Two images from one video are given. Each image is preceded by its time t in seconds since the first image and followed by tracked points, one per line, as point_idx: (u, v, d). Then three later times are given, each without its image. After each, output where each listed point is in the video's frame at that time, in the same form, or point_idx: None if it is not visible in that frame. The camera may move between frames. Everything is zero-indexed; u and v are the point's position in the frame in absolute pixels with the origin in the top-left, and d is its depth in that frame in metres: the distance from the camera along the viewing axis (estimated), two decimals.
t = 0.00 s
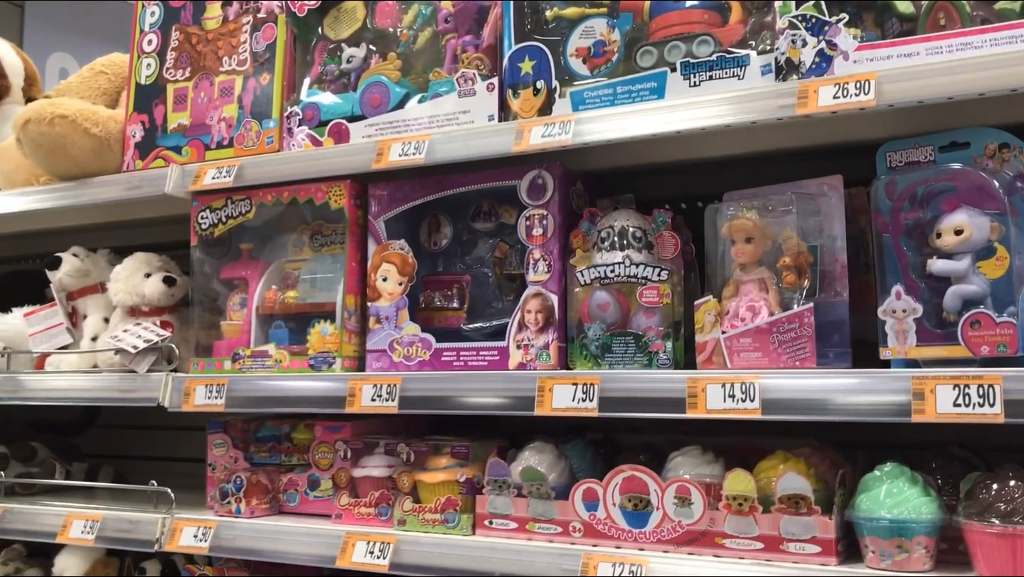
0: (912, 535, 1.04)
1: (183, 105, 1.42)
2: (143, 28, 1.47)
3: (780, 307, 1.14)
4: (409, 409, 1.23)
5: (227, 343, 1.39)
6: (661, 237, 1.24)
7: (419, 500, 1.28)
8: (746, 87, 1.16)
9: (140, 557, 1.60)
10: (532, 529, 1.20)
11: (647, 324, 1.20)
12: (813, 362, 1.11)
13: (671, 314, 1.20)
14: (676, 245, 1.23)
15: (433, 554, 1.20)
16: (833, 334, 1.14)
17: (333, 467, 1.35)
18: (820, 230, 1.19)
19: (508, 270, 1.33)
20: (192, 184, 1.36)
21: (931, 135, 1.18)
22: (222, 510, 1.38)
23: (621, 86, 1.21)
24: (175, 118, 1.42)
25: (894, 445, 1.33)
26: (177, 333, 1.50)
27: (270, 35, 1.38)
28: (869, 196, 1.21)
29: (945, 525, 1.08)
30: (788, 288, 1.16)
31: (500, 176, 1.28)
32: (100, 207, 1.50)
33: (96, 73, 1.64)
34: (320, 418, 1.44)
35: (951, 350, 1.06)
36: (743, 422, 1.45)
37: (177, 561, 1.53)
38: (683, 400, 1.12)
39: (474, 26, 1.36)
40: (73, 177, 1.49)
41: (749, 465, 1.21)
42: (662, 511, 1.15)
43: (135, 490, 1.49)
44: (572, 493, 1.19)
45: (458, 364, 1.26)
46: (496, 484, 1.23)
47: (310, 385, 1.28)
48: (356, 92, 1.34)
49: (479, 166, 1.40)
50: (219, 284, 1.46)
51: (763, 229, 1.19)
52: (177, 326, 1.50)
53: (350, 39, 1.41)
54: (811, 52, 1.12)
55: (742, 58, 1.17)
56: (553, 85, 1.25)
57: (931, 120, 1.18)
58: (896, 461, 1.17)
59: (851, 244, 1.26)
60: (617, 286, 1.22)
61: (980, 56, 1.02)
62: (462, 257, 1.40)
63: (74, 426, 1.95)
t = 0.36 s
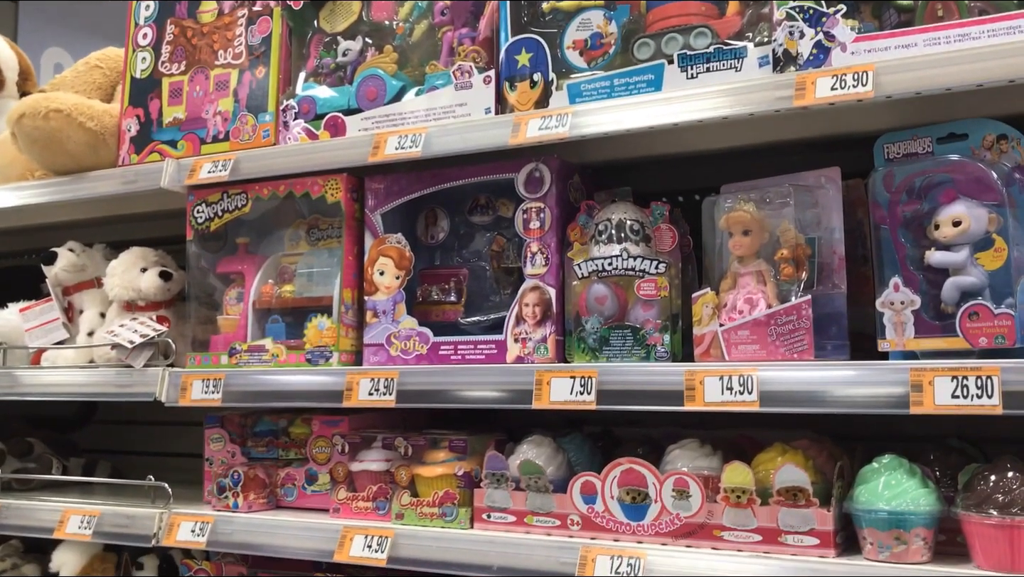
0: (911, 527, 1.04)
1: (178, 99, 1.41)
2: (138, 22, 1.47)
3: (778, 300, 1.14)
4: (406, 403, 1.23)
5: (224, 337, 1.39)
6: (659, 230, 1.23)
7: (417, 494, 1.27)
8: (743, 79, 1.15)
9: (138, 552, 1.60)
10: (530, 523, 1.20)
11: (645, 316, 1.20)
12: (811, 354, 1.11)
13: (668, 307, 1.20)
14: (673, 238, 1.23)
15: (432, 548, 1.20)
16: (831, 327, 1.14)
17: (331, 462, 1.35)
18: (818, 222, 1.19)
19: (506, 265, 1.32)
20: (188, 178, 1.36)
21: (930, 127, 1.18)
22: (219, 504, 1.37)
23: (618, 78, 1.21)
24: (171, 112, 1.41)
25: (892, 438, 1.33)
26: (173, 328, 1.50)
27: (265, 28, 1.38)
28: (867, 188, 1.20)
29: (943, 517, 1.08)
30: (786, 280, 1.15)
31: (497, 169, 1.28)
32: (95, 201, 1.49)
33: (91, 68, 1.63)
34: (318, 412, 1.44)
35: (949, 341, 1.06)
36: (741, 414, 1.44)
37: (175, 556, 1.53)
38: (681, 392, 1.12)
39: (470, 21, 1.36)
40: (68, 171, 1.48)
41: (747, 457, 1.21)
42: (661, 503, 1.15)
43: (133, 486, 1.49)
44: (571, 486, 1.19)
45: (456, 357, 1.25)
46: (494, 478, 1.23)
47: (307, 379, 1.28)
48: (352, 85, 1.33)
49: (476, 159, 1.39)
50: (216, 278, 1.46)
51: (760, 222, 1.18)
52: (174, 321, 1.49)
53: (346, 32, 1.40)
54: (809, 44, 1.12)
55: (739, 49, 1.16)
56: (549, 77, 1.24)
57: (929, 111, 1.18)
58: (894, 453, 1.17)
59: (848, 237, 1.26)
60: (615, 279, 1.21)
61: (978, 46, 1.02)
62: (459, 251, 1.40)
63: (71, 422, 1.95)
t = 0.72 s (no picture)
0: (905, 520, 1.04)
1: (172, 95, 1.41)
2: (131, 17, 1.46)
3: (772, 294, 1.14)
4: (401, 398, 1.23)
5: (218, 333, 1.39)
6: (653, 225, 1.24)
7: (412, 490, 1.27)
8: (737, 74, 1.15)
9: (133, 549, 1.59)
10: (525, 517, 1.21)
11: (639, 311, 1.20)
12: (805, 349, 1.11)
13: (663, 301, 1.20)
14: (668, 232, 1.22)
15: (426, 543, 1.21)
16: (825, 321, 1.15)
17: (325, 457, 1.35)
18: (812, 217, 1.19)
19: (501, 260, 1.33)
20: (181, 174, 1.35)
21: (923, 121, 1.18)
22: (214, 501, 1.37)
23: (612, 73, 1.21)
24: (164, 108, 1.41)
25: (887, 431, 1.33)
26: (167, 324, 1.49)
27: (259, 24, 1.37)
28: (861, 183, 1.21)
29: (937, 510, 1.08)
30: (780, 275, 1.15)
31: (491, 164, 1.28)
32: (89, 197, 1.49)
33: (84, 63, 1.63)
34: (313, 408, 1.44)
35: (943, 336, 1.06)
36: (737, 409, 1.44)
37: (170, 552, 1.53)
38: (675, 387, 1.12)
39: (464, 16, 1.36)
40: (61, 167, 1.48)
41: (741, 452, 1.21)
42: (655, 498, 1.15)
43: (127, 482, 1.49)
44: (565, 481, 1.19)
45: (450, 353, 1.25)
46: (489, 473, 1.23)
47: (301, 375, 1.28)
48: (346, 80, 1.33)
49: (471, 155, 1.39)
50: (210, 274, 1.46)
51: (754, 216, 1.18)
52: (169, 317, 1.49)
53: (340, 26, 1.39)
54: (803, 38, 1.12)
55: (733, 44, 1.17)
56: (544, 72, 1.25)
57: (922, 106, 1.18)
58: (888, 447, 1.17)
59: (842, 232, 1.26)
60: (609, 274, 1.22)
61: (974, 41, 1.01)
62: (454, 246, 1.40)
63: (65, 419, 1.95)
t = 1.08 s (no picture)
0: (893, 514, 1.05)
1: (161, 90, 1.40)
2: (120, 13, 1.46)
3: (762, 289, 1.15)
4: (391, 394, 1.23)
5: (208, 329, 1.39)
6: (644, 220, 1.24)
7: (403, 485, 1.27)
8: (726, 69, 1.16)
9: (123, 545, 1.59)
10: (515, 512, 1.21)
11: (629, 306, 1.20)
12: (795, 343, 1.11)
13: (653, 297, 1.20)
14: (658, 227, 1.23)
15: (417, 539, 1.21)
16: (814, 316, 1.15)
17: (316, 453, 1.34)
18: (801, 212, 1.19)
19: (491, 255, 1.32)
20: (171, 169, 1.35)
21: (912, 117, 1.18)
22: (204, 497, 1.37)
23: (603, 69, 1.21)
24: (153, 104, 1.41)
25: (876, 425, 1.34)
26: (157, 320, 1.49)
27: (248, 19, 1.37)
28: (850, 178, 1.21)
29: (925, 504, 1.09)
30: (769, 270, 1.15)
31: (481, 160, 1.27)
32: (78, 193, 1.48)
33: (72, 59, 1.62)
34: (303, 404, 1.43)
35: (931, 330, 1.07)
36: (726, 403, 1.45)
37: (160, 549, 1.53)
38: (665, 381, 1.12)
39: (454, 11, 1.36)
40: (49, 163, 1.47)
41: (731, 446, 1.21)
42: (646, 492, 1.15)
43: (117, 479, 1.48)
44: (555, 476, 1.20)
45: (441, 348, 1.25)
46: (479, 468, 1.23)
47: (291, 371, 1.27)
48: (336, 76, 1.33)
49: (461, 150, 1.39)
50: (200, 270, 1.45)
51: (744, 211, 1.18)
52: (158, 313, 1.49)
53: (330, 22, 1.39)
54: (792, 34, 1.13)
55: (722, 40, 1.17)
56: (534, 68, 1.24)
57: (910, 101, 1.18)
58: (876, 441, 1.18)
59: (831, 227, 1.26)
60: (599, 269, 1.22)
61: (964, 36, 1.02)
62: (444, 242, 1.40)
63: (54, 416, 1.94)
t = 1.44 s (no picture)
0: (872, 505, 1.05)
1: (142, 84, 1.40)
2: (100, 6, 1.45)
3: (742, 282, 1.15)
4: (374, 388, 1.22)
5: (190, 325, 1.38)
6: (625, 214, 1.24)
7: (386, 480, 1.27)
8: (707, 63, 1.16)
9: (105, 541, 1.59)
10: (498, 506, 1.21)
11: (611, 300, 1.20)
12: (775, 336, 1.12)
13: (634, 290, 1.21)
14: (639, 222, 1.24)
15: (399, 533, 1.21)
16: (794, 309, 1.16)
17: (298, 448, 1.34)
18: (782, 206, 1.19)
19: (474, 250, 1.32)
20: (152, 164, 1.34)
21: (891, 111, 1.18)
22: (186, 493, 1.36)
23: (584, 63, 1.21)
24: (134, 98, 1.40)
25: (856, 418, 1.35)
26: (139, 315, 1.48)
27: (230, 13, 1.37)
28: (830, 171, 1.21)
29: (904, 495, 1.10)
30: (750, 263, 1.16)
31: (464, 154, 1.27)
32: (59, 188, 1.47)
33: (53, 54, 1.61)
34: (285, 399, 1.43)
35: (910, 322, 1.07)
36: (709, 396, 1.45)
37: (142, 544, 1.52)
38: (646, 374, 1.12)
39: (437, 5, 1.34)
40: (29, 157, 1.46)
41: (712, 439, 1.22)
42: (627, 485, 1.16)
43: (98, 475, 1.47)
44: (538, 470, 1.20)
45: (423, 343, 1.25)
46: (462, 462, 1.23)
47: (274, 366, 1.27)
48: (318, 69, 1.33)
49: (443, 144, 1.39)
50: (181, 264, 1.45)
51: (725, 205, 1.19)
52: (140, 309, 1.48)
53: (312, 17, 1.40)
54: (772, 28, 1.13)
55: (703, 34, 1.18)
56: (516, 62, 1.24)
57: (890, 96, 1.19)
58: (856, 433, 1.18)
59: (811, 221, 1.27)
60: (581, 263, 1.22)
61: (941, 32, 1.02)
62: (427, 236, 1.40)
63: (35, 413, 1.93)
